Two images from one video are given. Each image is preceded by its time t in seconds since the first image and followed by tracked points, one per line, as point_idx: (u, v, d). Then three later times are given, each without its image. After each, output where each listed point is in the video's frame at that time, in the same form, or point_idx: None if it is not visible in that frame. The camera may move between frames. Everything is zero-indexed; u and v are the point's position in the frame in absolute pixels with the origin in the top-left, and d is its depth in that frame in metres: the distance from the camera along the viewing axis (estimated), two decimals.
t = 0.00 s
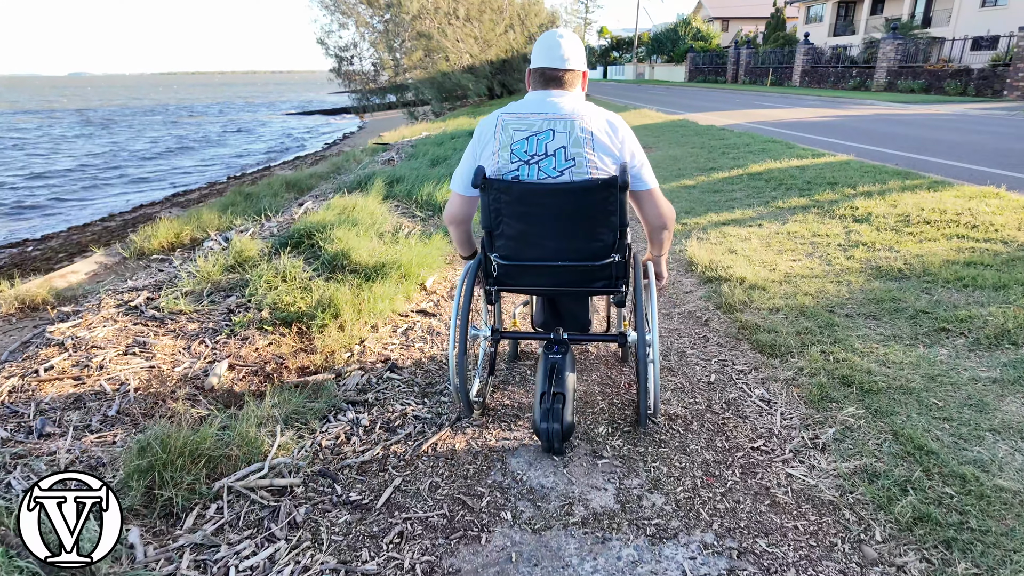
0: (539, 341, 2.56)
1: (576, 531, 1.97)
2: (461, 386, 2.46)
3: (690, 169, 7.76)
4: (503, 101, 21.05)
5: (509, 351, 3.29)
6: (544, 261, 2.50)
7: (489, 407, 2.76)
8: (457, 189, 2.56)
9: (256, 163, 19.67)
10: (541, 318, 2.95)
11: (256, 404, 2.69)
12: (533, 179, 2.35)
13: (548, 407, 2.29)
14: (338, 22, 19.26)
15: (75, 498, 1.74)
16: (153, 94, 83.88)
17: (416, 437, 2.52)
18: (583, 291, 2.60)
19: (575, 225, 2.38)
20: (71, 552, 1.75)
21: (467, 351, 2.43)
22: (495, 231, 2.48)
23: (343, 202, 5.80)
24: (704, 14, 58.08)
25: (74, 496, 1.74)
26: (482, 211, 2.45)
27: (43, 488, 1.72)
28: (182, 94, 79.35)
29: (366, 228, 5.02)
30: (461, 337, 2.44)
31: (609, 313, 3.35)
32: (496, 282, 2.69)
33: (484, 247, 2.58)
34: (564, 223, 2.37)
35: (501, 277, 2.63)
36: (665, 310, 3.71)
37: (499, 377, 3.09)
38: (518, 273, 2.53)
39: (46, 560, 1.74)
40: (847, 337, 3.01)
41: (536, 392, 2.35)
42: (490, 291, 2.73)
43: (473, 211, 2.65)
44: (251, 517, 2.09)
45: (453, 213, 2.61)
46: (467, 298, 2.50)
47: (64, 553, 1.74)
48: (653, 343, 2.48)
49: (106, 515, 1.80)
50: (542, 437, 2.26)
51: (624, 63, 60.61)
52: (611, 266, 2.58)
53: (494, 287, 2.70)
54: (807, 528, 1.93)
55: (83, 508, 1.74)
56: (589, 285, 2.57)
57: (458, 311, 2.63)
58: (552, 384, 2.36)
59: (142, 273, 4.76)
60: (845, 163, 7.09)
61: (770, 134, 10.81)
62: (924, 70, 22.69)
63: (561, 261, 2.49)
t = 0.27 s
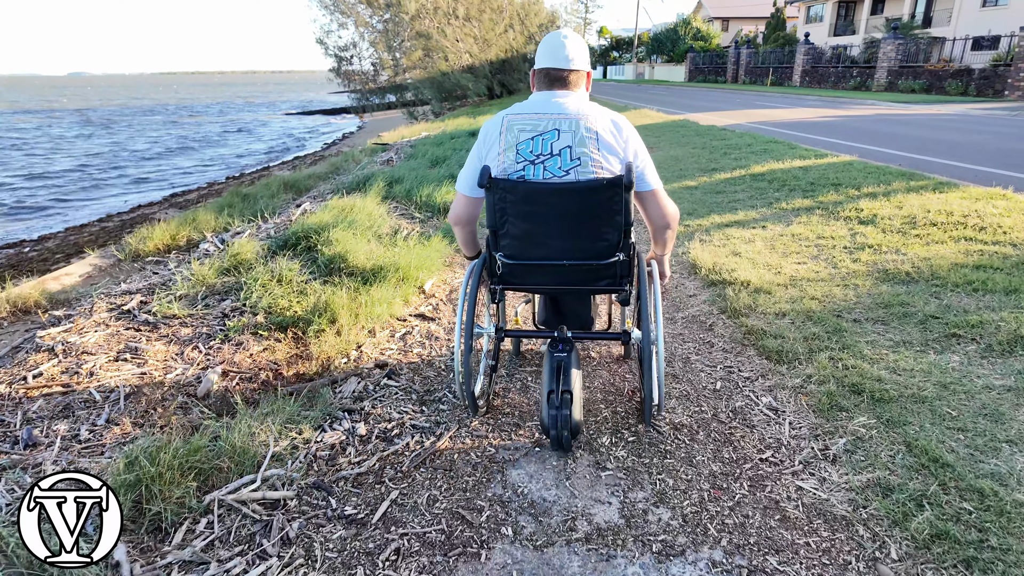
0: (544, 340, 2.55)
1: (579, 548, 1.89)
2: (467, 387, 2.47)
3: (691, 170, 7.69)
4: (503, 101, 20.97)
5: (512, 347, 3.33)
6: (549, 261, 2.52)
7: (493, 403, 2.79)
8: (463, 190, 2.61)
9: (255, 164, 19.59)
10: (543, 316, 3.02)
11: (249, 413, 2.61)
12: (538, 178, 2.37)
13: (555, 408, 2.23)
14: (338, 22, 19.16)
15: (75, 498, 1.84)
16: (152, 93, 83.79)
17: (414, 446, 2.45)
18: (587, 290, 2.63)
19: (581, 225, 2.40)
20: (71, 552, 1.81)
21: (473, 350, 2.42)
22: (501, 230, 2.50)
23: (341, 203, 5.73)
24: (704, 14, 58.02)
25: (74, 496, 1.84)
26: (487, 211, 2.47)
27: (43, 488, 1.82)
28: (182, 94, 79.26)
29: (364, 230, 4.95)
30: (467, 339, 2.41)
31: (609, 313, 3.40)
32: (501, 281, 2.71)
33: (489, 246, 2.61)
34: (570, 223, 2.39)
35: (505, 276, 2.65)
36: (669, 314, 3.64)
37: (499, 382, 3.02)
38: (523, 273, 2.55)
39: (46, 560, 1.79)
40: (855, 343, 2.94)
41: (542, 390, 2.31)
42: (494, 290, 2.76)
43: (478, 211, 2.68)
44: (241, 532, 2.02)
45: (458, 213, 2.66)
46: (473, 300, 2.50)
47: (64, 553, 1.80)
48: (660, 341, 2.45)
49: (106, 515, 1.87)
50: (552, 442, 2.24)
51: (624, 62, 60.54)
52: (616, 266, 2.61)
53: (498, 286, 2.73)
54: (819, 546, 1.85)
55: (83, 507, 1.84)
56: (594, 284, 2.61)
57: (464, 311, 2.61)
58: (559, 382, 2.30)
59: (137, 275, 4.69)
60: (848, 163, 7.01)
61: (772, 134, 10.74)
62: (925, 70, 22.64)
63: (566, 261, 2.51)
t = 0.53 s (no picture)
0: (548, 338, 2.60)
1: (583, 566, 1.82)
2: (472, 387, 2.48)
3: (693, 171, 7.62)
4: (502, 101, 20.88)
5: (513, 345, 3.35)
6: (554, 259, 2.61)
7: (496, 401, 2.82)
8: (467, 190, 2.69)
9: (253, 164, 19.48)
10: (546, 315, 3.05)
11: (241, 423, 2.53)
12: (544, 177, 2.49)
13: (559, 403, 2.28)
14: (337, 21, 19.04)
15: (75, 498, 1.82)
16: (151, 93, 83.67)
17: (412, 457, 2.38)
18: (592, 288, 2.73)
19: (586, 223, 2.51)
20: (71, 552, 1.81)
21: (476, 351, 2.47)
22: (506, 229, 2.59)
23: (338, 205, 5.65)
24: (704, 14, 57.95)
25: (74, 497, 1.82)
26: (493, 210, 2.56)
27: (43, 489, 1.79)
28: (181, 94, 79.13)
29: (362, 232, 4.88)
30: (471, 336, 2.48)
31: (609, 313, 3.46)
32: (505, 279, 2.80)
33: (494, 244, 2.70)
34: (575, 221, 2.50)
35: (510, 275, 2.74)
36: (672, 318, 3.57)
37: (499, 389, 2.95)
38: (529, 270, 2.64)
39: (46, 561, 1.80)
40: (865, 350, 2.86)
41: (547, 388, 2.36)
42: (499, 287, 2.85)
43: (483, 209, 2.77)
44: (233, 548, 1.94)
45: (464, 212, 2.73)
46: (478, 299, 2.52)
47: (64, 553, 1.80)
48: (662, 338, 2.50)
49: (106, 514, 1.88)
50: (555, 434, 2.27)
51: (623, 62, 60.45)
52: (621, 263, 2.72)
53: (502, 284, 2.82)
54: (834, 566, 1.77)
55: (84, 507, 1.82)
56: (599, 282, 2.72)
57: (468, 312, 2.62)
58: (563, 379, 2.36)
59: (130, 279, 4.60)
60: (852, 164, 6.94)
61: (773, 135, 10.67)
62: (926, 70, 22.58)
63: (571, 258, 2.62)
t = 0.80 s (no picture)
0: (552, 337, 2.63)
1: None
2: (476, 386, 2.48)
3: (695, 172, 7.54)
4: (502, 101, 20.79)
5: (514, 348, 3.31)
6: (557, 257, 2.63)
7: (496, 405, 2.78)
8: (470, 189, 2.73)
9: (252, 164, 19.38)
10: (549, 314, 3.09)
11: (233, 434, 2.45)
12: (547, 175, 2.52)
13: (560, 403, 2.32)
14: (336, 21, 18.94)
15: (75, 499, 1.86)
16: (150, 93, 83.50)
17: (410, 469, 2.31)
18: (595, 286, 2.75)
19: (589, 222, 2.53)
20: (70, 552, 1.82)
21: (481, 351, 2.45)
22: (509, 228, 2.60)
23: (336, 206, 5.58)
24: (704, 14, 57.87)
25: (74, 496, 1.86)
26: (496, 209, 2.58)
27: (43, 489, 1.85)
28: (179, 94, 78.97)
29: (360, 234, 4.81)
30: (475, 334, 2.43)
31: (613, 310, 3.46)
32: (509, 279, 2.82)
33: (497, 242, 2.73)
34: (578, 220, 2.52)
35: (513, 274, 2.76)
36: (676, 323, 3.50)
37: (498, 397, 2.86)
38: (532, 269, 2.65)
39: (46, 560, 1.81)
40: (874, 356, 2.79)
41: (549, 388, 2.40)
42: (503, 286, 2.87)
43: (486, 209, 2.80)
44: (224, 566, 1.87)
45: (467, 211, 2.79)
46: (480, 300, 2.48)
47: (64, 553, 1.82)
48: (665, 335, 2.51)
49: (105, 515, 1.88)
50: (557, 436, 2.32)
51: (623, 62, 60.35)
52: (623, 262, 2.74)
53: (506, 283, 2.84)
54: None
55: (83, 507, 1.85)
56: (601, 280, 2.74)
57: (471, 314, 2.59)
58: (565, 379, 2.40)
59: (124, 282, 4.53)
60: (856, 165, 6.87)
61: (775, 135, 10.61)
62: (926, 70, 22.52)
63: (574, 257, 2.64)
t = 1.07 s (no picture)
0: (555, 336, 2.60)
1: None
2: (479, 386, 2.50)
3: (696, 173, 7.47)
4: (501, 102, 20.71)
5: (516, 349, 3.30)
6: (559, 257, 2.59)
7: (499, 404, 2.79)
8: (474, 187, 2.69)
9: (250, 165, 19.29)
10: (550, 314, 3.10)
11: (226, 444, 2.38)
12: (551, 174, 2.47)
13: (561, 403, 2.30)
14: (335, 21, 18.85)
15: (75, 499, 1.84)
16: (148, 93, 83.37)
17: (407, 482, 2.24)
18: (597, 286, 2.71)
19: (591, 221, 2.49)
20: (70, 552, 1.81)
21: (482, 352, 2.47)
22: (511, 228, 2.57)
23: (334, 208, 5.52)
24: (703, 14, 57.82)
25: (74, 496, 1.84)
26: (498, 208, 2.54)
27: (43, 488, 1.84)
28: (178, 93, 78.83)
29: (358, 237, 4.74)
30: (476, 336, 2.46)
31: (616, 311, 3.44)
32: (511, 278, 2.79)
33: (499, 243, 2.69)
34: (580, 220, 2.48)
35: (516, 273, 2.73)
36: (679, 329, 3.43)
37: (497, 407, 2.76)
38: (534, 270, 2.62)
39: (47, 560, 1.82)
40: (883, 365, 2.72)
41: (550, 386, 2.37)
42: (505, 286, 2.84)
43: (489, 208, 2.76)
44: None
45: (469, 209, 2.73)
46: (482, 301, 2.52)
47: (64, 553, 1.81)
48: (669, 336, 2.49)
49: (105, 515, 1.87)
50: (557, 440, 2.29)
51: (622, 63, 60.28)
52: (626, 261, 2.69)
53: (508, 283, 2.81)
54: None
55: (83, 507, 1.84)
56: (603, 280, 2.70)
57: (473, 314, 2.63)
58: (566, 378, 2.38)
59: (117, 286, 4.45)
60: (859, 167, 6.80)
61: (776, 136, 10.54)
62: (926, 70, 22.46)
63: (577, 256, 2.59)
